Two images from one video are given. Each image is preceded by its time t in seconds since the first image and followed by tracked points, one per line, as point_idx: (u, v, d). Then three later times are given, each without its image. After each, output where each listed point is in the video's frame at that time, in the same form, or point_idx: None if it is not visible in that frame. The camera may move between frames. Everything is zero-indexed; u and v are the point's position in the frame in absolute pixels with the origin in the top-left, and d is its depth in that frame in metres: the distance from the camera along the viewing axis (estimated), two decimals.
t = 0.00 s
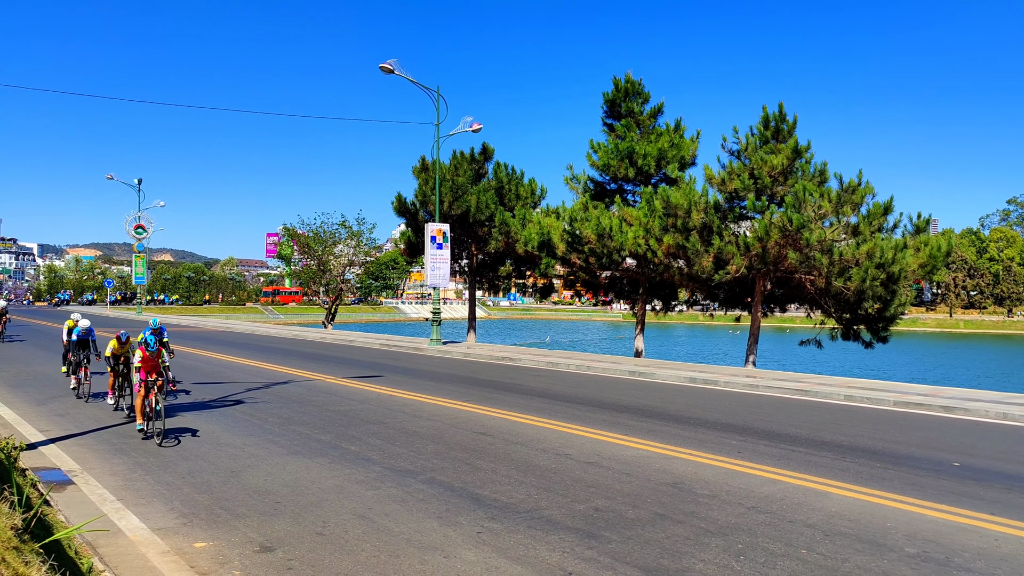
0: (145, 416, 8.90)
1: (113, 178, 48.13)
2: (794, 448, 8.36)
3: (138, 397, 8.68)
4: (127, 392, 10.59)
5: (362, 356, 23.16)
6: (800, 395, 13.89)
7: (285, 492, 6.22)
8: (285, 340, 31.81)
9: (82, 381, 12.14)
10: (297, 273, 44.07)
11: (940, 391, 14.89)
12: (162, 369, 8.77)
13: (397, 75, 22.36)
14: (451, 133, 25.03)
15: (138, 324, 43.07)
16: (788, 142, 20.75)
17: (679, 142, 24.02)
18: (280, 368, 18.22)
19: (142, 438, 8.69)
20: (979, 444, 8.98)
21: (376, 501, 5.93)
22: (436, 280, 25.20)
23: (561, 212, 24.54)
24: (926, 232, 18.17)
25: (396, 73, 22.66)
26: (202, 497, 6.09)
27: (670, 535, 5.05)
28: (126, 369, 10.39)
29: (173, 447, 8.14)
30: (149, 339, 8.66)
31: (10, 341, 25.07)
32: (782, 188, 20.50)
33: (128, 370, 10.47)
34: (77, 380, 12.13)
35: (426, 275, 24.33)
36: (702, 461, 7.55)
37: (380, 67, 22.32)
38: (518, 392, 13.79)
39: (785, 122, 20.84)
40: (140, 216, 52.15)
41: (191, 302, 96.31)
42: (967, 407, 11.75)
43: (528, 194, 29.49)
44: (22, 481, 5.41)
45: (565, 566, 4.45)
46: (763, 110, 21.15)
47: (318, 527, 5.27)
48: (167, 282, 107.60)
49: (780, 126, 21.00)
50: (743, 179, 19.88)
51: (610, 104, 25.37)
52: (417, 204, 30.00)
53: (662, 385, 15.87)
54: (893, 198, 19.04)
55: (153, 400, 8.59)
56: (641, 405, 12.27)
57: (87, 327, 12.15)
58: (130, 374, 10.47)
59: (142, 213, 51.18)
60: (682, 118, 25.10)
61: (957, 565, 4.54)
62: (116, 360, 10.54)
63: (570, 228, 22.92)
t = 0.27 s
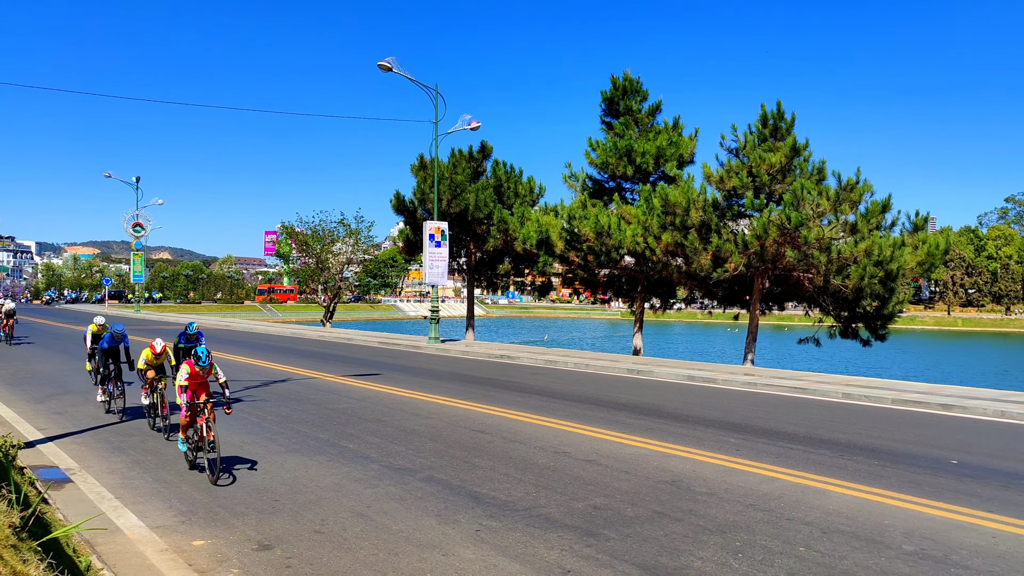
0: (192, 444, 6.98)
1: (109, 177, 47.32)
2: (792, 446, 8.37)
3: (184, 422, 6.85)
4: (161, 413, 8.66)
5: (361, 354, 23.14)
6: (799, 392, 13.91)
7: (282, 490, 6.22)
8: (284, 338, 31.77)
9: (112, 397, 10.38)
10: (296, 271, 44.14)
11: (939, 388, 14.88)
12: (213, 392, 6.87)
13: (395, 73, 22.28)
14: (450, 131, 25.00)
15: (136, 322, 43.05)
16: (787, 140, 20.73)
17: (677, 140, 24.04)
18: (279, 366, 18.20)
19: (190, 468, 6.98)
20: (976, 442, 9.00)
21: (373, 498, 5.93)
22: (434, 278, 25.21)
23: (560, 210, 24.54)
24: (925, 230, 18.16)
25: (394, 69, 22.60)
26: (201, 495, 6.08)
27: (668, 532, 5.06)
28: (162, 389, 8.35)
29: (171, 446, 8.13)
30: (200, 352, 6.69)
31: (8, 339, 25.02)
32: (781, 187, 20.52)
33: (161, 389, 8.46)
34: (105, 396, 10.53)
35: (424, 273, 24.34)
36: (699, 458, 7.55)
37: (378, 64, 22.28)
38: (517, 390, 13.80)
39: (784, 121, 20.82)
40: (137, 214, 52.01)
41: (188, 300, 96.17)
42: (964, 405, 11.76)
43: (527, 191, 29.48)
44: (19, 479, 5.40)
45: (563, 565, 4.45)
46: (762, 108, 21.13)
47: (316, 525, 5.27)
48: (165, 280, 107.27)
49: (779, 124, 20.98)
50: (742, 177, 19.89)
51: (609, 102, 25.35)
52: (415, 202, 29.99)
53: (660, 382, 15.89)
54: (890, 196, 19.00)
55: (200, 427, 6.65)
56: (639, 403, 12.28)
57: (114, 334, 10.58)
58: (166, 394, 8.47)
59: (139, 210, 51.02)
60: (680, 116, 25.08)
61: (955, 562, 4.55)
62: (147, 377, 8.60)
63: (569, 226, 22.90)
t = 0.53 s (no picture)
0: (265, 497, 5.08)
1: (109, 174, 46.10)
2: (790, 445, 8.38)
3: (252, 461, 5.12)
4: (209, 442, 6.85)
5: (358, 352, 23.11)
6: (797, 391, 13.91)
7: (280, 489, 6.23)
8: (282, 337, 31.73)
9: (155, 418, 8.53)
10: (293, 269, 44.11)
11: (937, 387, 14.89)
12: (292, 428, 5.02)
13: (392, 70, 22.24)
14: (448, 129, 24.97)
15: (133, 321, 43.02)
16: (785, 139, 20.71)
17: (675, 139, 24.05)
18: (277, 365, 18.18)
19: (257, 519, 5.22)
20: (973, 440, 9.01)
21: (371, 497, 5.94)
22: (432, 277, 25.19)
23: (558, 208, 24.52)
24: (923, 229, 18.18)
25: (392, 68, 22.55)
26: (198, 494, 6.07)
27: (666, 531, 5.07)
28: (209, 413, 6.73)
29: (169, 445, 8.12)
30: (278, 376, 4.89)
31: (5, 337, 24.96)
32: (779, 186, 20.53)
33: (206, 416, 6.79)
34: (148, 414, 8.65)
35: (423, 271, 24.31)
36: (697, 457, 7.55)
37: (376, 62, 22.23)
38: (516, 389, 13.80)
39: (781, 119, 20.82)
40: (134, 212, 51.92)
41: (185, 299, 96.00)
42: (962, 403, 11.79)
43: (525, 190, 29.47)
44: (17, 478, 5.40)
45: (562, 563, 4.45)
46: (760, 107, 21.13)
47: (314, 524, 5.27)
48: (162, 278, 106.93)
49: (777, 123, 20.98)
50: (740, 176, 19.89)
51: (607, 100, 25.34)
52: (413, 200, 29.97)
53: (659, 381, 15.89)
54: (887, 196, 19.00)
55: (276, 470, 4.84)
56: (637, 402, 12.29)
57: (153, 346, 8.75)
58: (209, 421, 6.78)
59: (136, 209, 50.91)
60: (678, 115, 25.07)
61: (952, 560, 4.56)
62: (193, 400, 6.97)
63: (566, 225, 22.87)
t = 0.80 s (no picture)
0: None
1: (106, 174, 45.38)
2: (788, 444, 8.38)
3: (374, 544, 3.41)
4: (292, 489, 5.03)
5: (356, 352, 23.08)
6: (795, 391, 13.92)
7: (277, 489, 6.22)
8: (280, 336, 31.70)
9: (212, 452, 6.70)
10: (291, 269, 44.11)
11: (936, 386, 14.89)
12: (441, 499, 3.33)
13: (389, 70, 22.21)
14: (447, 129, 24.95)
15: (132, 320, 43.01)
16: (783, 139, 20.71)
17: (673, 139, 24.05)
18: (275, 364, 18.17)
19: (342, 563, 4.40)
20: (971, 440, 9.02)
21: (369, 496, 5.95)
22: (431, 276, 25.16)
23: (556, 208, 24.52)
24: (921, 228, 18.19)
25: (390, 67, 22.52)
26: (197, 494, 6.07)
27: (664, 530, 5.07)
28: (293, 451, 4.95)
29: (167, 445, 8.10)
30: (437, 432, 3.00)
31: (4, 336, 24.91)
32: (777, 185, 20.51)
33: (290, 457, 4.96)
34: (196, 453, 6.63)
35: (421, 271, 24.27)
36: (695, 456, 7.54)
37: (374, 62, 22.23)
38: (514, 388, 13.81)
39: (780, 119, 20.82)
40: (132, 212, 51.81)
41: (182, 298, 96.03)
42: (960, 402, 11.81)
43: (523, 190, 29.45)
44: (15, 477, 5.40)
45: (560, 562, 4.45)
46: (758, 106, 21.13)
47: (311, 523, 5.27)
48: (160, 277, 106.63)
49: (775, 122, 20.98)
50: (737, 176, 19.91)
51: (605, 100, 25.32)
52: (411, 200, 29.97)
53: (657, 380, 15.87)
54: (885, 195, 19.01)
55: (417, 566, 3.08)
56: (636, 401, 12.28)
57: (209, 362, 6.87)
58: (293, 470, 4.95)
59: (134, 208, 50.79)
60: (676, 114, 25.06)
61: (949, 559, 4.57)
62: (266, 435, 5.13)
63: (565, 224, 22.84)
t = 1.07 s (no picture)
0: None
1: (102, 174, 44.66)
2: (786, 444, 8.39)
3: None
4: None
5: (355, 352, 23.08)
6: (794, 391, 13.93)
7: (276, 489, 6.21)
8: (278, 336, 31.70)
9: (293, 503, 4.98)
10: (289, 268, 44.12)
11: (934, 386, 14.90)
12: None
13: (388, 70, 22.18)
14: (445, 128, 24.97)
15: (130, 320, 43.04)
16: (781, 139, 20.72)
17: (672, 139, 24.06)
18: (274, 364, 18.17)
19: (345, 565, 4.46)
20: (970, 440, 9.04)
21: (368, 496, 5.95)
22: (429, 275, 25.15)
23: (555, 207, 24.51)
24: (919, 228, 18.20)
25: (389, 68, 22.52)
26: (195, 493, 6.07)
27: (662, 530, 5.07)
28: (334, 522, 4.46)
29: (166, 445, 8.09)
30: None
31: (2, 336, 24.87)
32: (775, 185, 20.51)
33: (444, 551, 3.24)
34: (270, 484, 5.11)
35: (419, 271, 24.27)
36: (694, 456, 7.54)
37: (374, 62, 22.22)
38: (513, 388, 13.80)
39: (778, 119, 20.82)
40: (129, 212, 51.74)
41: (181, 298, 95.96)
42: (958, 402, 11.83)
43: (522, 189, 29.46)
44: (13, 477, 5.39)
45: (559, 563, 4.45)
46: (757, 106, 21.14)
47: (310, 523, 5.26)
48: (158, 277, 106.46)
49: (773, 122, 20.99)
50: (736, 176, 19.92)
51: (604, 100, 25.32)
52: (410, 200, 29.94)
53: (656, 380, 15.87)
54: (884, 195, 19.02)
55: None
56: (634, 400, 12.29)
57: (300, 387, 5.12)
58: (445, 572, 3.24)
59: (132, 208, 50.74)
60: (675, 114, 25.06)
61: (948, 559, 4.58)
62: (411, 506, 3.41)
63: (564, 224, 22.84)
